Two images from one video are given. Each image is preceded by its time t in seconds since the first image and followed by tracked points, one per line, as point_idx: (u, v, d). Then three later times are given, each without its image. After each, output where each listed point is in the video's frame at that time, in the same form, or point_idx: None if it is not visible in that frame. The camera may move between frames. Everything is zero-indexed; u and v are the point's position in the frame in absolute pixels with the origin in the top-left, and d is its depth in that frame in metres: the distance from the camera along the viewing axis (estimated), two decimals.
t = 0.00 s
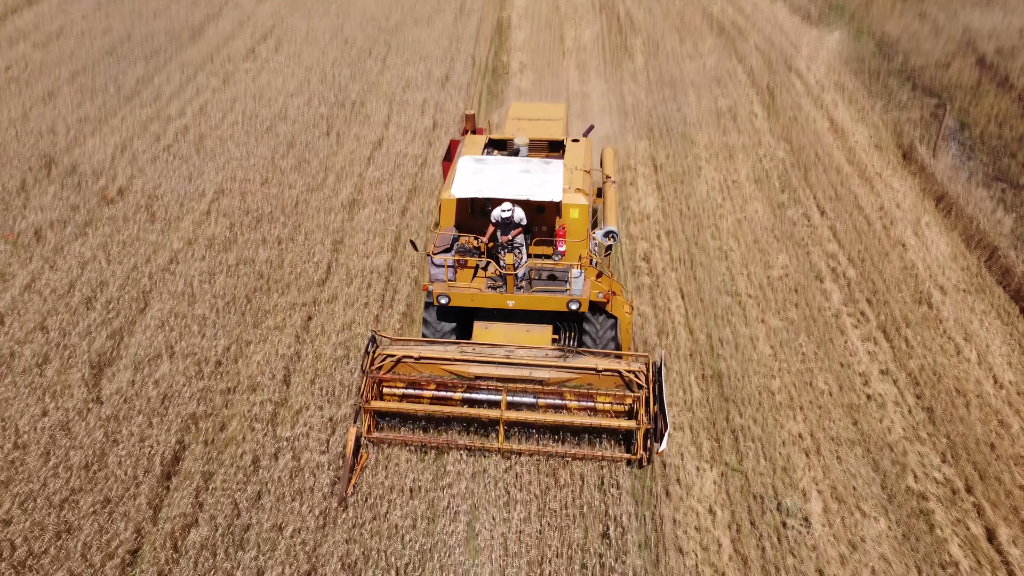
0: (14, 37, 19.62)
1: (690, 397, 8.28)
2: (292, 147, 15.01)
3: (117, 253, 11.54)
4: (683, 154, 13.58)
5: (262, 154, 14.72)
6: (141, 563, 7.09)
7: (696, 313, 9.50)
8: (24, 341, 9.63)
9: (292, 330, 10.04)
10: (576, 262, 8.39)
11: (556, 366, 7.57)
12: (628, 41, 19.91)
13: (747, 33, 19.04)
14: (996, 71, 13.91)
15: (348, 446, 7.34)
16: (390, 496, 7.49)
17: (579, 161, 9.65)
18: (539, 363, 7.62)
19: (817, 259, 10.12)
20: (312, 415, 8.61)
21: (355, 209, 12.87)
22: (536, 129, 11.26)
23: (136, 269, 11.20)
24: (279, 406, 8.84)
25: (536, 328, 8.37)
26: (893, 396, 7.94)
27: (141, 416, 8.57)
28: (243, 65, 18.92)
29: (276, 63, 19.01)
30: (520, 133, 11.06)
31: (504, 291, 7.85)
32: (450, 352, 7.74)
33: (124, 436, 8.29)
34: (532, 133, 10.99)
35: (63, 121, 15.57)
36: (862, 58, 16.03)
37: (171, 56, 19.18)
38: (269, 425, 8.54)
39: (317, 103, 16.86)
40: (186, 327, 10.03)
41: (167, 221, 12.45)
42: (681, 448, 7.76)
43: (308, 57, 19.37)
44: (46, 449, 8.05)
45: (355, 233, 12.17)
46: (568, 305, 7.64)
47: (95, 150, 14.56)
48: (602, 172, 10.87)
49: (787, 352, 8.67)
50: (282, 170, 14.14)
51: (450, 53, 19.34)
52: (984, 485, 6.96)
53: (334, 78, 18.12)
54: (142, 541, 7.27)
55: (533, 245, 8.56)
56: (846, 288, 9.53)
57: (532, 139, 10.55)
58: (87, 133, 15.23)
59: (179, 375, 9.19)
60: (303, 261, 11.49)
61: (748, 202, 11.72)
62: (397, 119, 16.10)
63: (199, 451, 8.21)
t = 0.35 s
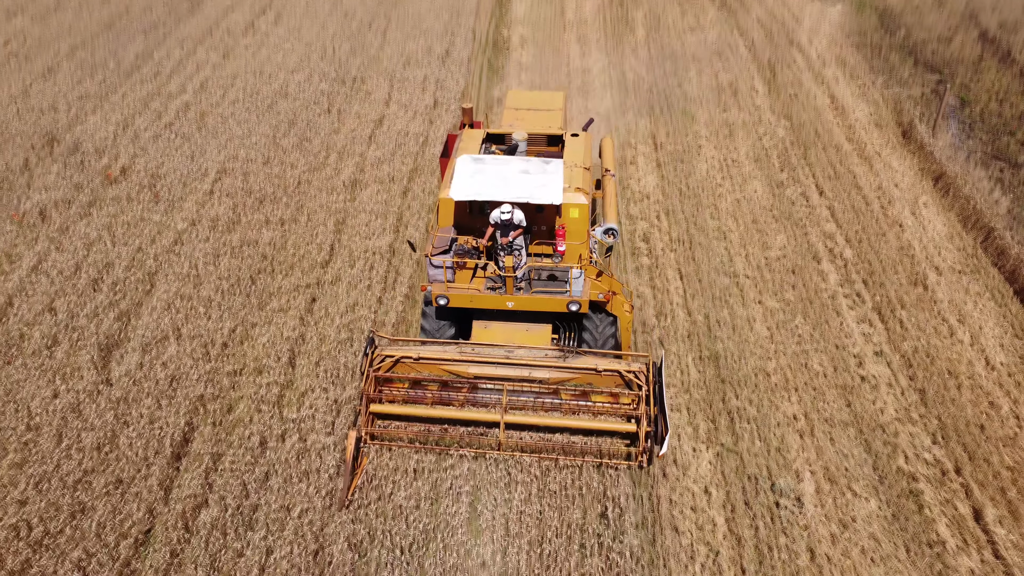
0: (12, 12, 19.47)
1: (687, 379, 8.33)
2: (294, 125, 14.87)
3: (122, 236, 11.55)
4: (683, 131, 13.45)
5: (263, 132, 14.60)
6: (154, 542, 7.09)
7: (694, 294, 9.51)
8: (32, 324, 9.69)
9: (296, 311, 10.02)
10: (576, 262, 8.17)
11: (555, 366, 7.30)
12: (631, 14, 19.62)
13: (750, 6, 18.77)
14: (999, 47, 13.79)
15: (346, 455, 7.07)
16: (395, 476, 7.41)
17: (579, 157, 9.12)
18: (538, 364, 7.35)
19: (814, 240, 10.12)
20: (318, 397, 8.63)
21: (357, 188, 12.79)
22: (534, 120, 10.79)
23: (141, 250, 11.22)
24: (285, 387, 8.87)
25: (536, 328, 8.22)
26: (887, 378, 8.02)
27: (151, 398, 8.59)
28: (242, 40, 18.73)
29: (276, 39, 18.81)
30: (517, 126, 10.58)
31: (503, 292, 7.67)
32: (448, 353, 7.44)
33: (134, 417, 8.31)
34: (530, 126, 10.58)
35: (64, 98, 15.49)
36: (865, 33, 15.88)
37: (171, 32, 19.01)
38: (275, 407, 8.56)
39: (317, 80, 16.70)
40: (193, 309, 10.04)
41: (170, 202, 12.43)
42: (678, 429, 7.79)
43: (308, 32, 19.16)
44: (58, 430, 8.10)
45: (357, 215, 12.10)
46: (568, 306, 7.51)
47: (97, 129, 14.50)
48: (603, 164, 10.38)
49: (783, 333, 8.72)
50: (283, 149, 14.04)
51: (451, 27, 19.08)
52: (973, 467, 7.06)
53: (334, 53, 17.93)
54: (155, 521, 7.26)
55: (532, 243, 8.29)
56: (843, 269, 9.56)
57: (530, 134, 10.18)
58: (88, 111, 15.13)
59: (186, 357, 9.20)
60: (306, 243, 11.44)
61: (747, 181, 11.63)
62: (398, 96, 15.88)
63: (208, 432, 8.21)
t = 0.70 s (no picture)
0: None
1: (685, 359, 8.34)
2: (295, 102, 14.63)
3: (126, 215, 11.29)
4: (684, 108, 13.31)
5: (264, 108, 14.36)
6: (166, 521, 7.03)
7: (693, 275, 9.46)
8: (41, 305, 9.51)
9: (301, 293, 9.91)
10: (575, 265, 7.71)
11: (555, 369, 7.15)
12: None
13: None
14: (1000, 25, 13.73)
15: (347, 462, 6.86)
16: (399, 457, 7.45)
17: (578, 155, 8.89)
18: (538, 366, 7.20)
19: (813, 220, 10.09)
20: (323, 379, 8.58)
21: (359, 168, 12.61)
22: (531, 112, 10.50)
23: (147, 230, 11.00)
24: (291, 369, 8.77)
25: (534, 330, 7.84)
26: (880, 359, 8.09)
27: (160, 379, 8.49)
28: (242, 15, 18.47)
29: (276, 14, 18.55)
30: (514, 121, 10.28)
31: (501, 297, 7.24)
32: (446, 355, 7.32)
33: (143, 399, 8.22)
34: (528, 120, 10.29)
35: (63, 73, 15.26)
36: (866, 9, 15.77)
37: (170, 7, 18.76)
38: (282, 388, 8.49)
39: (317, 56, 16.46)
40: (199, 290, 9.89)
41: (174, 179, 12.20)
42: (675, 410, 7.82)
43: (308, 7, 18.90)
44: (70, 411, 8.00)
45: (360, 195, 11.94)
46: (568, 310, 7.17)
47: (98, 105, 14.17)
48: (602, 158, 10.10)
49: (780, 314, 8.74)
50: (285, 126, 13.80)
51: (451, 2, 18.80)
52: (963, 447, 7.18)
53: (334, 29, 17.68)
54: (166, 501, 7.22)
55: (531, 245, 7.82)
56: (840, 249, 9.58)
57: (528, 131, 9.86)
58: (90, 87, 14.82)
59: (193, 338, 9.09)
60: (309, 223, 11.28)
61: (747, 159, 11.52)
62: (399, 74, 15.64)
63: (216, 414, 8.14)
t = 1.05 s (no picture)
0: None
1: (683, 338, 8.38)
2: (296, 77, 14.49)
3: (131, 194, 11.28)
4: (685, 83, 13.17)
5: (266, 84, 14.21)
6: (179, 498, 7.20)
7: (693, 253, 9.45)
8: (50, 285, 9.60)
9: (305, 272, 9.93)
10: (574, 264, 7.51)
11: (556, 369, 7.13)
12: None
13: None
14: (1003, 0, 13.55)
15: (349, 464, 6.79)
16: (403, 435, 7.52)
17: (576, 153, 8.54)
18: (539, 365, 7.18)
19: (811, 199, 10.08)
20: (329, 358, 8.67)
21: (362, 145, 12.51)
22: (531, 103, 10.26)
23: (152, 210, 10.99)
24: (297, 348, 8.85)
25: (534, 328, 7.76)
26: (875, 338, 8.16)
27: (169, 358, 8.61)
28: None
29: None
30: (513, 113, 10.02)
31: (501, 299, 7.11)
32: (447, 355, 7.27)
33: (153, 378, 8.36)
34: (527, 112, 10.08)
35: (64, 48, 15.14)
36: None
37: None
38: (289, 367, 8.59)
39: (318, 30, 16.26)
40: (205, 269, 9.93)
41: (177, 157, 12.13)
42: (673, 389, 7.88)
43: None
44: (82, 391, 8.16)
45: (363, 173, 11.86)
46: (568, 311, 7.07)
47: (100, 81, 14.07)
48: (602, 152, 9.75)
49: (778, 293, 8.77)
50: (287, 102, 13.66)
51: None
52: (953, 426, 7.30)
53: (335, 2, 17.45)
54: (179, 478, 7.38)
55: (530, 245, 7.68)
56: (838, 228, 9.58)
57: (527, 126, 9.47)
58: (90, 62, 14.74)
59: (201, 318, 9.18)
60: (313, 201, 11.22)
61: (748, 136, 11.44)
62: (400, 49, 15.47)
63: (225, 393, 8.26)
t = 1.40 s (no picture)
0: None
1: (681, 318, 8.42)
2: (297, 53, 14.36)
3: (136, 172, 11.28)
4: (685, 59, 13.06)
5: (267, 60, 14.09)
6: (191, 475, 7.36)
7: (692, 231, 9.44)
8: (59, 264, 9.64)
9: (310, 253, 9.99)
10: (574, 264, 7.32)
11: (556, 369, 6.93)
12: None
13: None
14: None
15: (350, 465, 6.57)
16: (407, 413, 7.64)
17: (577, 151, 8.16)
18: (539, 366, 6.98)
19: (810, 177, 10.07)
20: (335, 338, 8.82)
21: (364, 123, 12.43)
22: (529, 95, 10.03)
23: (156, 188, 11.00)
24: (303, 328, 8.98)
25: (535, 327, 7.58)
26: (870, 318, 8.23)
27: (178, 338, 8.73)
28: None
29: None
30: (511, 106, 9.77)
31: (501, 300, 6.94)
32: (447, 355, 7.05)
33: (163, 357, 8.49)
34: (527, 105, 9.79)
35: (64, 24, 15.01)
36: None
37: None
38: (295, 347, 8.72)
39: (318, 5, 16.08)
40: (211, 249, 9.98)
41: (180, 134, 12.08)
42: (671, 367, 7.95)
43: None
44: (94, 369, 8.29)
45: (365, 151, 11.83)
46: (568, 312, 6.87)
47: (101, 57, 13.96)
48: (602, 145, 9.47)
49: (776, 272, 8.80)
50: (288, 79, 13.55)
51: None
52: (943, 404, 7.40)
53: None
54: (190, 456, 7.54)
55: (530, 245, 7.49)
56: (836, 206, 9.59)
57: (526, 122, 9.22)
58: (91, 37, 14.60)
59: (208, 298, 9.27)
60: (316, 180, 11.23)
61: (748, 112, 11.37)
62: (400, 24, 15.31)
63: (234, 371, 8.40)
